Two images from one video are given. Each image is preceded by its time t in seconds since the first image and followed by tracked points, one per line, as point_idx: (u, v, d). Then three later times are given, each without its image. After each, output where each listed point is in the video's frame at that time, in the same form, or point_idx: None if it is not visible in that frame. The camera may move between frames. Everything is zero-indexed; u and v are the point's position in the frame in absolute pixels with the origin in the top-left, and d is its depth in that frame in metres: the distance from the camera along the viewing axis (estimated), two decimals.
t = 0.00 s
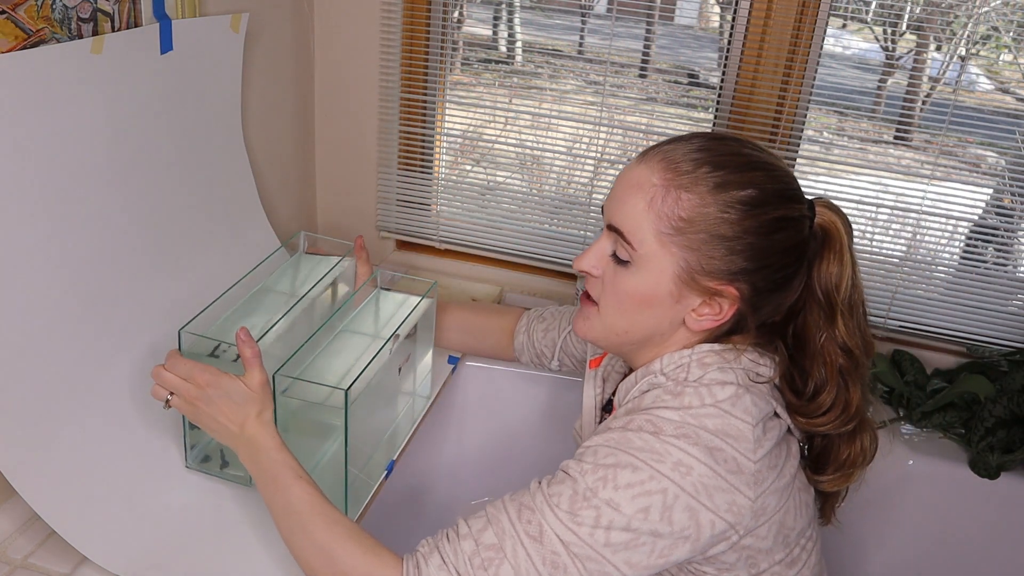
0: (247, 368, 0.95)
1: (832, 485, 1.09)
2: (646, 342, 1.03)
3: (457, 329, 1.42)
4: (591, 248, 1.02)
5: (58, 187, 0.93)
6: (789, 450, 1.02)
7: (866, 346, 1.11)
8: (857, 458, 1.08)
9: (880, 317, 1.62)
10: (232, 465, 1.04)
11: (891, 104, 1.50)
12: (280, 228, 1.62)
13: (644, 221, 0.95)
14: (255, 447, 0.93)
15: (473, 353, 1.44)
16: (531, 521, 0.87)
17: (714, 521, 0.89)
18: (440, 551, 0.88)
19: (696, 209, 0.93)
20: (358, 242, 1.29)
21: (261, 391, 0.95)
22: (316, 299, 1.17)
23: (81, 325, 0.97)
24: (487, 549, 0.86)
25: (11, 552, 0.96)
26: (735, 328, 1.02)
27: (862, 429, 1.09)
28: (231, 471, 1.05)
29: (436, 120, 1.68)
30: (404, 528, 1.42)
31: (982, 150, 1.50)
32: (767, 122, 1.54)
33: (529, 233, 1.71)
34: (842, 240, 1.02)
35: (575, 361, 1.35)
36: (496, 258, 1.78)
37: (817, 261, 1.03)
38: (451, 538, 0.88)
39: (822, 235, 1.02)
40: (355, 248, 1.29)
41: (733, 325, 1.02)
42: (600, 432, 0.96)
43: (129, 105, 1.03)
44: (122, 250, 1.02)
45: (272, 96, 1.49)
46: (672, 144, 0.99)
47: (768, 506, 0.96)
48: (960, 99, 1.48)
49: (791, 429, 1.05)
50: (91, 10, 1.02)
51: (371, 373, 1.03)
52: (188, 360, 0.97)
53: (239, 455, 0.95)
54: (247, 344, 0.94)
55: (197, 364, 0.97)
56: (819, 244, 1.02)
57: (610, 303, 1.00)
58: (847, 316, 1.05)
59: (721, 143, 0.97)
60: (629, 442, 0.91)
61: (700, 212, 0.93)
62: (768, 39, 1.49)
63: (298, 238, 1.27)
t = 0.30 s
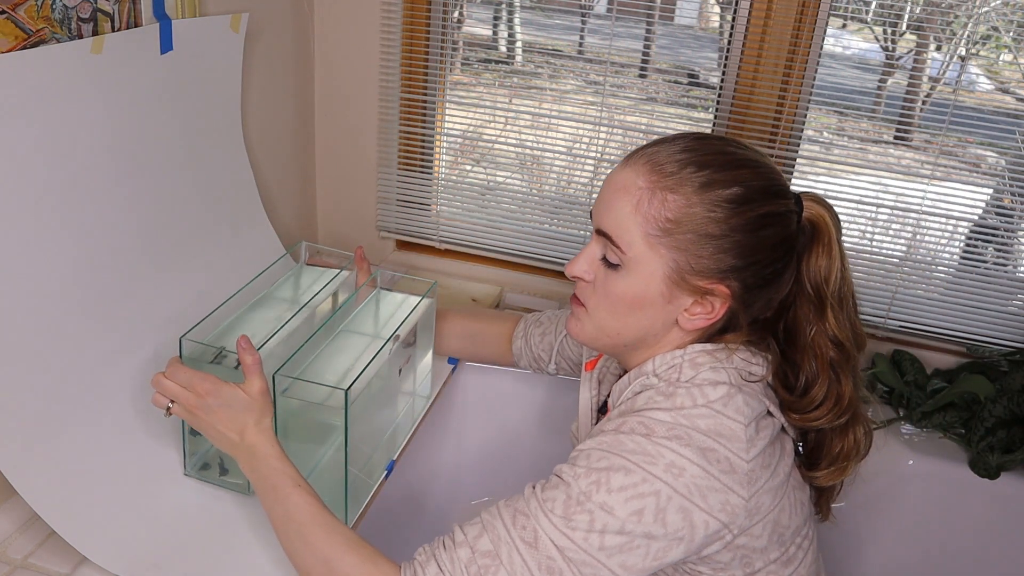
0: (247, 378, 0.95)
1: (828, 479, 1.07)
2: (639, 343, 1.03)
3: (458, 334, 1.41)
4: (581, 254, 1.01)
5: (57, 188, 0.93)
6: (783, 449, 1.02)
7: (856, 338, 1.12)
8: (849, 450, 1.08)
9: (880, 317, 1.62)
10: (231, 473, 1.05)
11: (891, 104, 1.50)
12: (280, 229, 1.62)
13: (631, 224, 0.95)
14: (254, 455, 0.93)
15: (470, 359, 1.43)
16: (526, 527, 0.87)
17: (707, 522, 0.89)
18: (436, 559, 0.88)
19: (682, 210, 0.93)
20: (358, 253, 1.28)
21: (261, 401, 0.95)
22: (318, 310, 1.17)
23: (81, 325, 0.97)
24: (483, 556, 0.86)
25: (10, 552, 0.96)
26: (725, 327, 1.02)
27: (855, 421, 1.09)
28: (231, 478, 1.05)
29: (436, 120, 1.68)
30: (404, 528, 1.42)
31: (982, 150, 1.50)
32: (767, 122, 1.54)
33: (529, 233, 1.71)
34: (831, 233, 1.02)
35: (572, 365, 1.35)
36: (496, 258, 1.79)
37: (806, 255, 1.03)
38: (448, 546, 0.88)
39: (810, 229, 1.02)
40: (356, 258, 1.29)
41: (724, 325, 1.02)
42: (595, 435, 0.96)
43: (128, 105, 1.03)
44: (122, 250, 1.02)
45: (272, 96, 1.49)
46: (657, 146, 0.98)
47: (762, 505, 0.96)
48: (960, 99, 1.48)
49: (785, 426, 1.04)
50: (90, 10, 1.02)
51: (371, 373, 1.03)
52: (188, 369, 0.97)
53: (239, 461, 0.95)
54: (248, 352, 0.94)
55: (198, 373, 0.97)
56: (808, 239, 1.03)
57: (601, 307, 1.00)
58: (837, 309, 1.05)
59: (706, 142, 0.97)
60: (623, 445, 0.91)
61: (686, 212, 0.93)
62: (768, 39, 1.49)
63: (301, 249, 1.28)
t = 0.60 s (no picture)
0: (249, 386, 0.96)
1: (824, 479, 1.07)
2: (635, 344, 1.03)
3: (457, 336, 1.40)
4: (577, 254, 1.02)
5: (57, 189, 0.93)
6: (780, 450, 1.02)
7: (851, 339, 1.12)
8: (846, 450, 1.08)
9: (880, 317, 1.62)
10: (237, 479, 1.05)
11: (891, 104, 1.50)
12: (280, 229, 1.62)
13: (626, 225, 0.95)
14: (256, 462, 0.93)
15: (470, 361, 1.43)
16: (524, 533, 0.87)
17: (704, 523, 0.89)
18: (435, 566, 0.88)
19: (677, 210, 0.93)
20: (359, 258, 1.28)
21: (263, 409, 0.96)
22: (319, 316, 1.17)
23: (82, 325, 0.96)
24: (481, 562, 0.86)
25: (11, 552, 0.97)
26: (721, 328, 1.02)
27: (851, 421, 1.09)
28: (237, 485, 1.06)
29: (436, 120, 1.68)
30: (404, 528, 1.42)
31: (982, 150, 1.50)
32: (767, 122, 1.54)
33: (529, 234, 1.71)
34: (825, 233, 1.03)
35: (571, 367, 1.36)
36: (496, 258, 1.79)
37: (800, 255, 1.03)
38: (447, 553, 0.89)
39: (804, 229, 1.03)
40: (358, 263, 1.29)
41: (719, 326, 1.02)
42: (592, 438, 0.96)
43: (127, 106, 1.03)
44: (122, 250, 1.02)
45: (272, 96, 1.49)
46: (651, 146, 0.98)
47: (759, 505, 0.96)
48: (960, 99, 1.48)
49: (781, 426, 1.03)
50: (90, 10, 1.02)
51: (371, 373, 1.03)
52: (189, 379, 0.97)
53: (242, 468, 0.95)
54: (250, 359, 0.95)
55: (200, 382, 0.96)
56: (801, 238, 1.03)
57: (598, 307, 1.00)
58: (832, 309, 1.05)
59: (700, 143, 0.97)
60: (619, 448, 0.90)
61: (682, 213, 0.93)
62: (768, 39, 1.49)
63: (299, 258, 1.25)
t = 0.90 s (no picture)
0: (250, 393, 0.96)
1: (824, 477, 1.07)
2: (633, 344, 1.03)
3: (457, 337, 1.40)
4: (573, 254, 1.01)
5: (57, 189, 0.93)
6: (779, 450, 1.02)
7: (848, 337, 1.12)
8: (845, 447, 1.08)
9: (880, 318, 1.62)
10: (241, 484, 1.05)
11: (891, 104, 1.50)
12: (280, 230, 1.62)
13: (623, 225, 0.95)
14: (257, 468, 0.94)
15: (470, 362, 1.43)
16: (523, 536, 0.87)
17: (703, 524, 0.89)
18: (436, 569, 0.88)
19: (674, 210, 0.93)
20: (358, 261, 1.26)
21: (264, 415, 0.96)
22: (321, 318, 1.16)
23: (83, 326, 0.97)
24: (481, 566, 0.86)
25: (11, 552, 0.97)
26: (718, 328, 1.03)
27: (849, 419, 1.09)
28: (240, 490, 1.06)
29: (436, 120, 1.68)
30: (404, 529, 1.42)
31: (982, 150, 1.50)
32: (767, 122, 1.54)
33: (529, 234, 1.71)
34: (820, 232, 1.03)
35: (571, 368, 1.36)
36: (496, 258, 1.79)
37: (795, 254, 1.04)
38: (447, 557, 0.89)
39: (799, 228, 1.03)
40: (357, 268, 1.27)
41: (715, 326, 1.02)
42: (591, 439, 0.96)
43: (127, 106, 1.03)
44: (122, 251, 1.02)
45: (272, 97, 1.49)
46: (647, 146, 0.98)
47: (758, 505, 0.96)
48: (960, 99, 1.48)
49: (781, 426, 1.04)
50: (91, 10, 1.02)
51: (371, 373, 1.03)
52: (189, 386, 0.97)
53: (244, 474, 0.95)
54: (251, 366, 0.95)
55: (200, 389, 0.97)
56: (796, 237, 1.03)
57: (595, 308, 1.00)
58: (828, 307, 1.05)
59: (696, 143, 0.97)
60: (618, 449, 0.90)
61: (679, 213, 0.93)
62: (767, 40, 1.49)
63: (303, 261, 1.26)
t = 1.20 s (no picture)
0: (250, 393, 0.96)
1: (821, 478, 1.07)
2: (629, 347, 1.03)
3: (457, 338, 1.40)
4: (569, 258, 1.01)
5: (58, 189, 0.93)
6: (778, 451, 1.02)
7: (844, 338, 1.12)
8: (842, 448, 1.07)
9: (880, 318, 1.62)
10: (242, 487, 1.04)
11: (891, 104, 1.50)
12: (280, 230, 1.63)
13: (618, 230, 0.95)
14: (258, 469, 0.94)
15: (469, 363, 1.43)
16: (521, 538, 0.87)
17: (701, 524, 0.89)
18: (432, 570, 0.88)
19: (669, 215, 0.93)
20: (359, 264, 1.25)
21: (265, 415, 0.96)
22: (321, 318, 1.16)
23: (83, 326, 0.96)
24: (479, 567, 0.86)
25: (11, 552, 0.98)
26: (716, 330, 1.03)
27: (847, 420, 1.09)
28: (241, 492, 1.05)
29: (435, 120, 1.68)
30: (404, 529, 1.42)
31: (982, 150, 1.50)
32: (767, 122, 1.54)
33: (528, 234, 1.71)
34: (816, 235, 1.03)
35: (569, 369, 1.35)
36: (496, 258, 1.79)
37: (791, 256, 1.03)
38: (444, 558, 0.88)
39: (796, 231, 1.03)
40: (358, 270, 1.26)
41: (712, 327, 1.03)
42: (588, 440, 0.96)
43: (127, 106, 1.03)
44: (122, 251, 1.02)
45: (272, 97, 1.49)
46: (643, 150, 0.98)
47: (756, 506, 0.96)
48: (960, 99, 1.48)
49: (779, 427, 1.04)
50: (91, 10, 1.02)
51: (370, 374, 1.04)
52: (190, 386, 0.97)
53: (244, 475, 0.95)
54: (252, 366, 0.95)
55: (201, 390, 0.96)
56: (793, 240, 1.03)
57: (591, 311, 1.00)
58: (824, 310, 1.05)
59: (691, 147, 0.97)
60: (615, 451, 0.90)
61: (673, 220, 0.93)
62: (767, 40, 1.49)
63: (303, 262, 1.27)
